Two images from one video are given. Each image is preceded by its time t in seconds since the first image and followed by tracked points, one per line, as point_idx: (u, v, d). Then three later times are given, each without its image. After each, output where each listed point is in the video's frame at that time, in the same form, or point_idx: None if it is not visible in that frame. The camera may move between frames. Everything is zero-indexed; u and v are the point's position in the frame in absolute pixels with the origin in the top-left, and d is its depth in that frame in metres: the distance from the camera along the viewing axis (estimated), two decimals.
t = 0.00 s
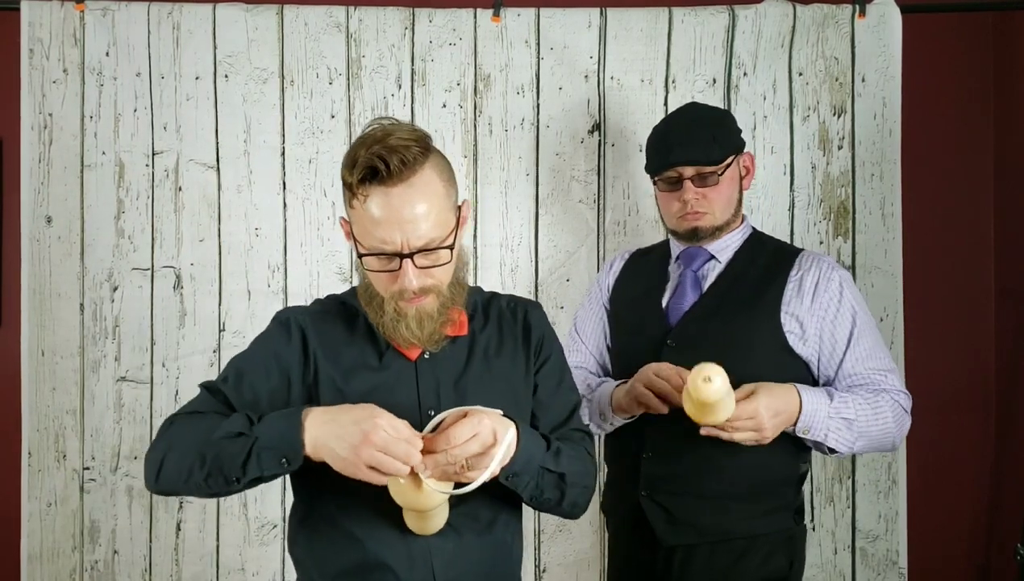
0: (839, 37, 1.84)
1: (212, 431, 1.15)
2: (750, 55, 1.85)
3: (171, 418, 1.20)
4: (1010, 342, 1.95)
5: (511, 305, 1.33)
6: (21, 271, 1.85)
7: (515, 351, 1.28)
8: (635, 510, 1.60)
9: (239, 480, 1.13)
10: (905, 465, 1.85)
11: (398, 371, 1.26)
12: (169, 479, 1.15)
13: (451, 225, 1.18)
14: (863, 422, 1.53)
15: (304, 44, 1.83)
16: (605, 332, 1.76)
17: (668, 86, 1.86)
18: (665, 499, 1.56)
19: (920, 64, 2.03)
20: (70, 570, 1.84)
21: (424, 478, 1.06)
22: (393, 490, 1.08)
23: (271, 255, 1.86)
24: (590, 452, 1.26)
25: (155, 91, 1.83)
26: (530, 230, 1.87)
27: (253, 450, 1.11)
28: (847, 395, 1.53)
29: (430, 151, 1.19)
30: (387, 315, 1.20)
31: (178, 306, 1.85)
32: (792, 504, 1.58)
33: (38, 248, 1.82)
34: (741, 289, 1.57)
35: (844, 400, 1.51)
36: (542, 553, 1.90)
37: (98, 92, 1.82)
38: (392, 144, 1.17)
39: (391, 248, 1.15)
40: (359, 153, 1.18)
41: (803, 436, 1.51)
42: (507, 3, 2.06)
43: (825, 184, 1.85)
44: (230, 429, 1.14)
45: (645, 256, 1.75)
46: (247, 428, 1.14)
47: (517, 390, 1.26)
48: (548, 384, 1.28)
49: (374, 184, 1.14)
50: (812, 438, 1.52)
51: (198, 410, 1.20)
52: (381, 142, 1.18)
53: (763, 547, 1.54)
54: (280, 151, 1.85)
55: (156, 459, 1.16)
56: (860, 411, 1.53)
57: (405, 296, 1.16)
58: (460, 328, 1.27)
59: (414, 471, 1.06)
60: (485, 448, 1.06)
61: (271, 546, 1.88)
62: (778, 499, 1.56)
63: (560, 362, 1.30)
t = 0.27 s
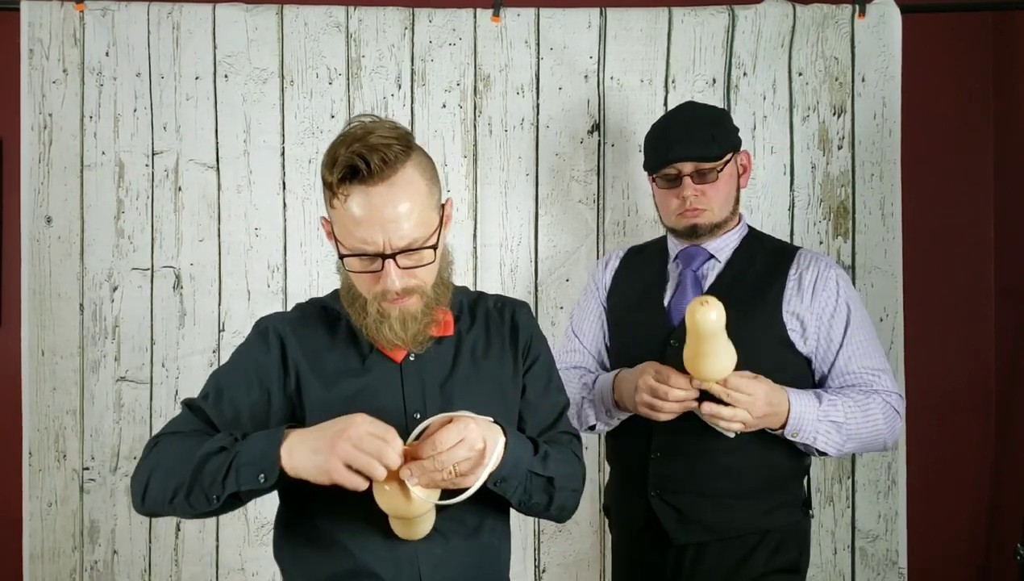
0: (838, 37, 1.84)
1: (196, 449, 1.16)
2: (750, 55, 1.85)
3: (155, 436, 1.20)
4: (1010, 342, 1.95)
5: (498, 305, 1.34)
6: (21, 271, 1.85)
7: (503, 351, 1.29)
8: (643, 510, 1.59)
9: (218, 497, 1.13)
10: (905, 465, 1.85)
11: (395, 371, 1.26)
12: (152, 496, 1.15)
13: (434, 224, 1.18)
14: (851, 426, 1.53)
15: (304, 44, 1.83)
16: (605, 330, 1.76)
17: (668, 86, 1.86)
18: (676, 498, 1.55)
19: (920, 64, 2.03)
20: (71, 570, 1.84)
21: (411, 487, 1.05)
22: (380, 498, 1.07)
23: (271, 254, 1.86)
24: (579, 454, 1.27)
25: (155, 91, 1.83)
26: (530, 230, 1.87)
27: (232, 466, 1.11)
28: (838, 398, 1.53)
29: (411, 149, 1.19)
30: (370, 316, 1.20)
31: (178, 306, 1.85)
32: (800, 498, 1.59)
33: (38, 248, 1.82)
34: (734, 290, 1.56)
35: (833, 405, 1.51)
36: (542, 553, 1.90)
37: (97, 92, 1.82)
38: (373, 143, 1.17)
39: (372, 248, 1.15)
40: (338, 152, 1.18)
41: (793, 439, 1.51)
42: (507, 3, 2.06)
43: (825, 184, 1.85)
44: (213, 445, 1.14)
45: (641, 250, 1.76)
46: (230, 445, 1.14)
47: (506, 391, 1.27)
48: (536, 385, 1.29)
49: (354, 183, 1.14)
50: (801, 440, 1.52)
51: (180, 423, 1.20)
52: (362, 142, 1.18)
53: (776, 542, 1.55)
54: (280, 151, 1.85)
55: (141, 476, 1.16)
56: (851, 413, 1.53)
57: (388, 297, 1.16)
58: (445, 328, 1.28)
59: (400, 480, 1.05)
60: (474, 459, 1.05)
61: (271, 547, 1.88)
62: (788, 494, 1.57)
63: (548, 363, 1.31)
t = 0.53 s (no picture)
0: (839, 37, 1.84)
1: (198, 492, 1.16)
2: (750, 55, 1.85)
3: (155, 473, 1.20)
4: (1010, 342, 1.95)
5: (487, 306, 1.34)
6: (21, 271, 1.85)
7: (493, 353, 1.29)
8: (647, 511, 1.60)
9: (237, 536, 1.16)
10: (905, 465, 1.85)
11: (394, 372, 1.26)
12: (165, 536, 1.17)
13: (420, 225, 1.18)
14: (855, 430, 1.53)
15: (304, 44, 1.83)
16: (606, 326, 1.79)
17: (668, 86, 1.85)
18: (680, 500, 1.55)
19: (920, 64, 2.03)
20: (71, 570, 1.84)
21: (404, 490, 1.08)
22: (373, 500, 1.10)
23: (271, 255, 1.86)
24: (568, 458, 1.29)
25: (155, 91, 1.83)
26: (530, 230, 1.87)
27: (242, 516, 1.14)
28: (841, 402, 1.54)
29: (396, 149, 1.19)
30: (358, 318, 1.20)
31: (178, 306, 1.85)
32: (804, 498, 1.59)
33: (38, 248, 1.82)
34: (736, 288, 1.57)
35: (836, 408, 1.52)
36: (541, 554, 1.90)
37: (97, 92, 1.82)
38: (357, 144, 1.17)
39: (357, 250, 1.15)
40: (323, 153, 1.18)
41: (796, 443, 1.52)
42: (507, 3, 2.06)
43: (825, 184, 1.85)
44: (212, 500, 1.15)
45: (645, 246, 1.77)
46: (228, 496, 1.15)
47: (495, 393, 1.28)
48: (526, 388, 1.30)
49: (339, 184, 1.14)
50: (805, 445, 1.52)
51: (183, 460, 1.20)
52: (347, 142, 1.18)
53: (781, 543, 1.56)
54: (280, 151, 1.85)
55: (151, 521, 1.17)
56: (854, 416, 1.53)
57: (374, 300, 1.16)
58: (432, 329, 1.28)
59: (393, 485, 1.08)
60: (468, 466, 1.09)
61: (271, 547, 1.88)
62: (793, 494, 1.58)
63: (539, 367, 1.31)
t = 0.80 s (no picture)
0: (839, 37, 1.83)
1: (207, 509, 1.15)
2: (750, 55, 1.85)
3: (167, 491, 1.21)
4: (1010, 342, 1.95)
5: (483, 307, 1.33)
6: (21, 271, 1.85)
7: (488, 356, 1.29)
8: (645, 514, 1.58)
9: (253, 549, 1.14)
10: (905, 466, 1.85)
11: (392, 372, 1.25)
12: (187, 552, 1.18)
13: (415, 226, 1.17)
14: (858, 439, 1.49)
15: (304, 44, 1.83)
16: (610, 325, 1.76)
17: (668, 86, 1.86)
18: (678, 504, 1.53)
19: (920, 63, 2.03)
20: (71, 570, 1.84)
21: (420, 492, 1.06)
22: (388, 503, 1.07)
23: (271, 255, 1.86)
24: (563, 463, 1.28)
25: (155, 91, 1.83)
26: (530, 230, 1.87)
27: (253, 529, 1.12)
28: (846, 409, 1.49)
29: (391, 150, 1.19)
30: (351, 319, 1.18)
31: (178, 306, 1.85)
32: (808, 504, 1.56)
33: (38, 248, 1.81)
34: (742, 286, 1.53)
35: (838, 416, 1.48)
36: (542, 554, 1.90)
37: (97, 92, 1.82)
38: (352, 144, 1.16)
39: (352, 251, 1.14)
40: (316, 153, 1.17)
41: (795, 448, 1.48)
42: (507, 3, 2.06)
43: (825, 184, 1.85)
44: (224, 514, 1.14)
45: (650, 245, 1.72)
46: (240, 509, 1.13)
47: (489, 396, 1.27)
48: (521, 390, 1.29)
49: (333, 185, 1.13)
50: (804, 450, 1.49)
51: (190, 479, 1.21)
52: (341, 143, 1.17)
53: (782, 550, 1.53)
54: (280, 151, 1.85)
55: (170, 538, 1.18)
56: (858, 426, 1.49)
57: (368, 301, 1.15)
58: (426, 330, 1.27)
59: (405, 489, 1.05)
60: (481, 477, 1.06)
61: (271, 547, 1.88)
62: (797, 502, 1.54)
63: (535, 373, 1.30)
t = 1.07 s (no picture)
0: (839, 37, 1.83)
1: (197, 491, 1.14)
2: (750, 55, 1.85)
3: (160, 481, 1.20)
4: (1010, 342, 1.94)
5: (480, 307, 1.33)
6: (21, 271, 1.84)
7: (484, 354, 1.28)
8: (643, 522, 1.49)
9: (232, 534, 1.10)
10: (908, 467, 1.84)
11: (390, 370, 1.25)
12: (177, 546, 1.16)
13: (409, 210, 1.16)
14: (870, 448, 1.37)
15: (304, 44, 1.83)
16: (618, 324, 1.69)
17: (668, 86, 1.86)
18: (678, 514, 1.44)
19: (920, 63, 2.03)
20: (70, 570, 1.84)
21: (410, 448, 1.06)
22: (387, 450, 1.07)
23: (271, 255, 1.86)
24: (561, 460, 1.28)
25: (155, 91, 1.83)
26: (530, 229, 1.87)
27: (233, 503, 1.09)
28: (858, 416, 1.38)
29: (388, 136, 1.18)
30: (345, 304, 1.16)
31: (178, 306, 1.85)
32: (816, 519, 1.45)
33: (38, 248, 1.81)
34: (756, 289, 1.42)
35: (849, 419, 1.37)
36: (542, 554, 1.90)
37: (97, 92, 1.82)
38: (350, 126, 1.16)
39: (347, 231, 1.12)
40: (314, 136, 1.17)
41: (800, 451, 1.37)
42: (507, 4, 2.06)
43: (825, 184, 1.85)
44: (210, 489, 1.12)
45: (663, 245, 1.63)
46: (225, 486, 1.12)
47: (484, 394, 1.25)
48: (520, 391, 1.28)
49: (329, 164, 1.12)
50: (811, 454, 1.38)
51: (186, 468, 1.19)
52: (340, 124, 1.16)
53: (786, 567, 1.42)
54: (280, 151, 1.85)
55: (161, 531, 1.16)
56: (870, 435, 1.37)
57: (362, 284, 1.13)
58: (421, 323, 1.27)
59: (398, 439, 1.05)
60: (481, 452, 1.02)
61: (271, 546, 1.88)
62: (803, 516, 1.44)
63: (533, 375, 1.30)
